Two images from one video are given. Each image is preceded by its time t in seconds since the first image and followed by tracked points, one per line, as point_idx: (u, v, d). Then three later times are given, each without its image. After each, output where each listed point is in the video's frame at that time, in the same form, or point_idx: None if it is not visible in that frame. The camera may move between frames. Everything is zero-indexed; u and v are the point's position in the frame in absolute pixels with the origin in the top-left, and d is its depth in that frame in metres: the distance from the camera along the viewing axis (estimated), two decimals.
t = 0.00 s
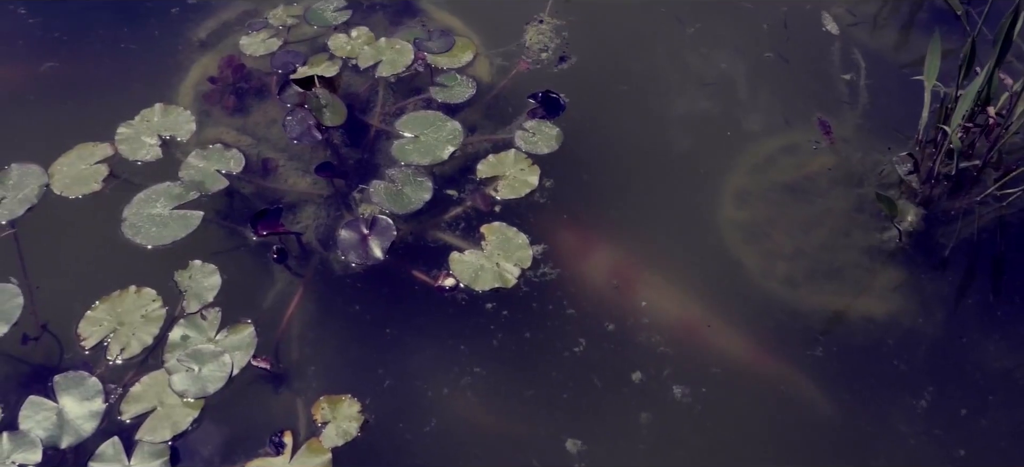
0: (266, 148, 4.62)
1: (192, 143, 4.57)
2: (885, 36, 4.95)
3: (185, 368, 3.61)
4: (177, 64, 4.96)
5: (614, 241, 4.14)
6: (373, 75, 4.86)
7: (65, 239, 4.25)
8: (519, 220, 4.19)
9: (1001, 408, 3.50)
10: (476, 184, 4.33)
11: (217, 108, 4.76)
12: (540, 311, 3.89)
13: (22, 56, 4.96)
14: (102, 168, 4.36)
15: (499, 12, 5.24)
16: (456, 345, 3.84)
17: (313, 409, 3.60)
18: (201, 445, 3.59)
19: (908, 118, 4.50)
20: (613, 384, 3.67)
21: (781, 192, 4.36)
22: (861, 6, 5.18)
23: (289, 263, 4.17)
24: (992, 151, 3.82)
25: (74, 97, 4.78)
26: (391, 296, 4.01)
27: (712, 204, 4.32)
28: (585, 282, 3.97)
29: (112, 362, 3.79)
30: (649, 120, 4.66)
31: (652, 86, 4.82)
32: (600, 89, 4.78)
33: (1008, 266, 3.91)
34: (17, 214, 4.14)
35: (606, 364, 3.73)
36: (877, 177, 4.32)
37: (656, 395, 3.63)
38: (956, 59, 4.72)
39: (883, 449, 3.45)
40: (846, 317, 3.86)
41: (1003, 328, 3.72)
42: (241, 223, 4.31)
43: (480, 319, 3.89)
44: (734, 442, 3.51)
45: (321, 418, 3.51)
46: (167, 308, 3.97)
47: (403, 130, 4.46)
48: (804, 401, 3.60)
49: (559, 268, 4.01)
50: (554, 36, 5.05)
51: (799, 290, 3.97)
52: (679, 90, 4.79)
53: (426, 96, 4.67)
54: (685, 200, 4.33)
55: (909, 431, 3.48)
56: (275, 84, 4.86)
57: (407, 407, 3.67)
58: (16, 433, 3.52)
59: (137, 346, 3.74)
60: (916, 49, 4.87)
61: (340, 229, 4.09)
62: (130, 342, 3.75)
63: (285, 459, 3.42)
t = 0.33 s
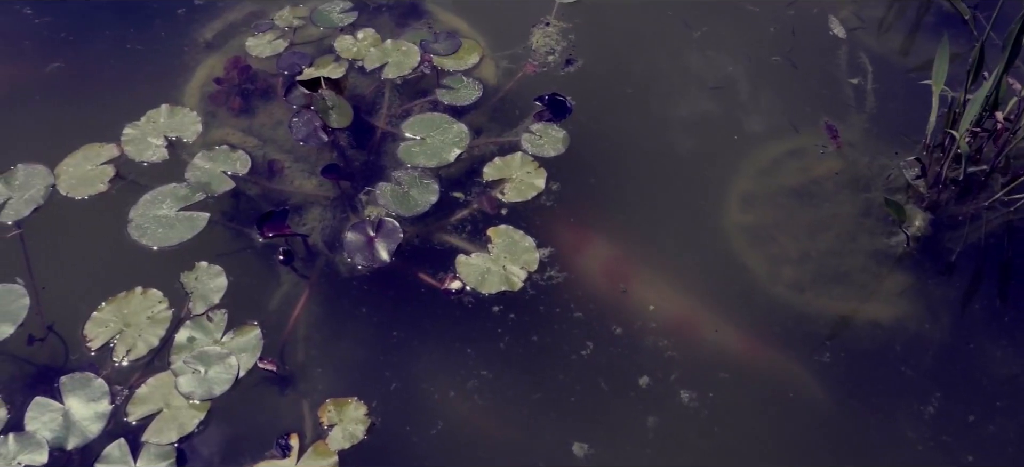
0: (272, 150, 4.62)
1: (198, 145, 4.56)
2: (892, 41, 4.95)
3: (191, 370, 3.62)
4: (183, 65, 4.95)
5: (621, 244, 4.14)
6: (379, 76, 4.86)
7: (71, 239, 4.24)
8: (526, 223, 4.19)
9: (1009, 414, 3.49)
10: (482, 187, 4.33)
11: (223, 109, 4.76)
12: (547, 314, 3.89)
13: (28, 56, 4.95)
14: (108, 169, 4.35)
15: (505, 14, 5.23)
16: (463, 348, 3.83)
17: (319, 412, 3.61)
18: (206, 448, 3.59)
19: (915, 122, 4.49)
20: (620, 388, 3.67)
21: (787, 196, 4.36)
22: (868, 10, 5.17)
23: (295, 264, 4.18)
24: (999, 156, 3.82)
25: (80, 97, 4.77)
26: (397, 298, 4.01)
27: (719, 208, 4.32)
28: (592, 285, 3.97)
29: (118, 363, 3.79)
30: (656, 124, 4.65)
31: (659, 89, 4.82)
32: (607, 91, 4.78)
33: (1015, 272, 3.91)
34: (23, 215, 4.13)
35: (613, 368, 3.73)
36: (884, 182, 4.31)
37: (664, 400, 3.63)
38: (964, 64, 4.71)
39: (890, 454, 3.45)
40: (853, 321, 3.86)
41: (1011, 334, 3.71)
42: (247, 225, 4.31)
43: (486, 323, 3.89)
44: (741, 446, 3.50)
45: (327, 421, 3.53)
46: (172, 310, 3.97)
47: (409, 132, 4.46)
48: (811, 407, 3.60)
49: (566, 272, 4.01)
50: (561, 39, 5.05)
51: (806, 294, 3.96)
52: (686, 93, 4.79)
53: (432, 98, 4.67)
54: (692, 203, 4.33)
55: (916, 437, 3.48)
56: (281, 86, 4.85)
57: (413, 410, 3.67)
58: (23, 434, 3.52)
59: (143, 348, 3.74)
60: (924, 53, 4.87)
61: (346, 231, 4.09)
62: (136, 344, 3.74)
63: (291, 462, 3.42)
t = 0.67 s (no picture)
0: (279, 151, 4.62)
1: (206, 145, 4.56)
2: (900, 45, 4.95)
3: (199, 371, 3.62)
4: (191, 65, 4.95)
5: (629, 247, 4.14)
6: (386, 78, 4.86)
7: (78, 239, 4.24)
8: (534, 226, 4.19)
9: (1018, 421, 3.49)
10: (490, 189, 4.33)
11: (231, 109, 4.76)
12: (556, 317, 3.89)
13: (36, 56, 4.95)
14: (116, 169, 4.34)
15: (513, 16, 5.22)
16: (471, 351, 3.83)
17: (327, 414, 3.62)
18: (214, 449, 3.59)
19: (924, 127, 4.49)
20: (629, 392, 3.67)
21: (795, 200, 4.36)
22: (876, 13, 5.17)
23: (302, 265, 4.18)
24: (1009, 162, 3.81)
25: (87, 96, 4.77)
26: (405, 300, 4.02)
27: (727, 212, 4.32)
28: (601, 289, 3.97)
29: (125, 364, 3.79)
30: (664, 127, 4.65)
31: (667, 92, 4.81)
32: (615, 94, 4.78)
33: None
34: (31, 214, 4.13)
35: (622, 372, 3.73)
36: (893, 186, 4.31)
37: (672, 404, 3.63)
38: (973, 68, 4.70)
39: (899, 460, 3.45)
40: (861, 326, 3.86)
41: (1020, 340, 3.71)
42: (254, 225, 4.31)
43: (494, 325, 3.89)
44: (750, 451, 3.50)
45: (335, 423, 3.53)
46: (180, 310, 3.97)
47: (417, 134, 4.46)
48: (819, 413, 3.60)
49: (574, 275, 4.01)
50: (569, 41, 5.04)
51: (814, 299, 3.97)
52: (694, 97, 4.78)
53: (439, 100, 4.68)
54: (700, 207, 4.33)
55: (925, 443, 3.48)
56: (288, 86, 4.84)
57: (421, 413, 3.67)
58: (30, 434, 3.52)
59: (151, 348, 3.74)
60: (932, 57, 4.86)
61: (354, 232, 4.09)
62: (144, 344, 3.74)
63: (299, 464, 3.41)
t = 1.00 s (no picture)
0: (290, 152, 4.62)
1: (217, 146, 4.56)
2: (913, 51, 4.95)
3: (210, 371, 3.61)
4: (202, 65, 4.95)
5: (641, 253, 4.15)
6: (398, 80, 4.86)
7: (89, 238, 4.24)
8: (545, 230, 4.19)
9: None
10: (501, 193, 4.33)
11: (242, 109, 4.76)
12: (568, 322, 3.90)
13: (48, 55, 4.95)
14: (127, 168, 4.34)
15: (524, 19, 5.22)
16: (483, 355, 3.83)
17: (338, 416, 3.62)
18: (224, 450, 3.59)
19: (937, 134, 4.48)
20: (640, 398, 3.67)
21: (806, 207, 4.37)
22: (888, 20, 5.17)
23: (313, 267, 4.19)
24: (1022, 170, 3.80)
25: (99, 95, 4.77)
26: (416, 303, 4.02)
27: (738, 218, 4.33)
28: (612, 294, 3.98)
29: (136, 364, 3.80)
30: (676, 132, 4.64)
31: (680, 97, 4.81)
32: (628, 99, 4.78)
33: None
34: (43, 213, 4.11)
35: (633, 378, 3.73)
36: (905, 192, 4.31)
37: (683, 411, 3.63)
38: (986, 75, 4.70)
39: None
40: (872, 334, 3.87)
41: None
42: (265, 226, 4.31)
43: (505, 329, 3.89)
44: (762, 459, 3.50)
45: (346, 425, 3.53)
46: (191, 311, 3.97)
47: (428, 136, 4.45)
48: (830, 421, 3.61)
49: (586, 280, 4.01)
50: (581, 45, 5.04)
51: (824, 307, 3.98)
52: (706, 102, 4.78)
53: (451, 102, 4.68)
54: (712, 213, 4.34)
55: (937, 452, 3.48)
56: (299, 87, 4.83)
57: (432, 416, 3.67)
58: (41, 433, 3.52)
59: (162, 348, 3.74)
60: (946, 64, 4.86)
61: (365, 235, 4.10)
62: (155, 344, 3.74)
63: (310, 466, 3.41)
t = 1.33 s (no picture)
0: (303, 153, 4.61)
1: (231, 146, 4.57)
2: (927, 58, 4.95)
3: (223, 373, 3.62)
4: (216, 65, 4.94)
5: (655, 259, 4.18)
6: (411, 82, 4.86)
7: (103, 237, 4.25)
8: (558, 235, 4.20)
9: None
10: (514, 196, 4.34)
11: (255, 110, 4.76)
12: (582, 326, 3.92)
13: (63, 54, 4.95)
14: (141, 168, 4.34)
15: (538, 21, 5.20)
16: (496, 358, 3.85)
17: (351, 418, 3.63)
18: (237, 450, 3.61)
19: (951, 141, 4.49)
20: (653, 403, 3.69)
21: (820, 214, 4.38)
22: (902, 26, 5.17)
23: (326, 269, 4.20)
24: None
25: (113, 95, 4.77)
26: (429, 306, 4.03)
27: (751, 225, 4.35)
28: (626, 300, 4.00)
29: (150, 364, 3.80)
30: (690, 138, 4.65)
31: (693, 102, 4.81)
32: (642, 103, 4.78)
33: None
34: (57, 213, 4.09)
35: (647, 383, 3.75)
36: (919, 199, 4.32)
37: (697, 418, 3.65)
38: (1001, 83, 4.69)
39: None
40: (884, 342, 3.89)
41: None
42: (278, 227, 4.32)
43: (519, 333, 3.91)
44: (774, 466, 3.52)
45: (359, 428, 3.54)
46: (204, 311, 3.98)
47: (442, 139, 4.45)
48: (843, 429, 3.62)
49: (600, 285, 4.04)
50: (594, 49, 5.03)
51: (836, 314, 4.00)
52: (720, 107, 4.78)
53: (464, 105, 4.67)
54: (725, 219, 4.36)
55: (950, 462, 3.50)
56: (312, 88, 4.82)
57: (445, 419, 3.69)
58: (55, 432, 3.53)
59: (176, 349, 3.74)
60: (960, 71, 4.85)
61: (378, 237, 4.11)
62: (168, 344, 3.75)
63: None
